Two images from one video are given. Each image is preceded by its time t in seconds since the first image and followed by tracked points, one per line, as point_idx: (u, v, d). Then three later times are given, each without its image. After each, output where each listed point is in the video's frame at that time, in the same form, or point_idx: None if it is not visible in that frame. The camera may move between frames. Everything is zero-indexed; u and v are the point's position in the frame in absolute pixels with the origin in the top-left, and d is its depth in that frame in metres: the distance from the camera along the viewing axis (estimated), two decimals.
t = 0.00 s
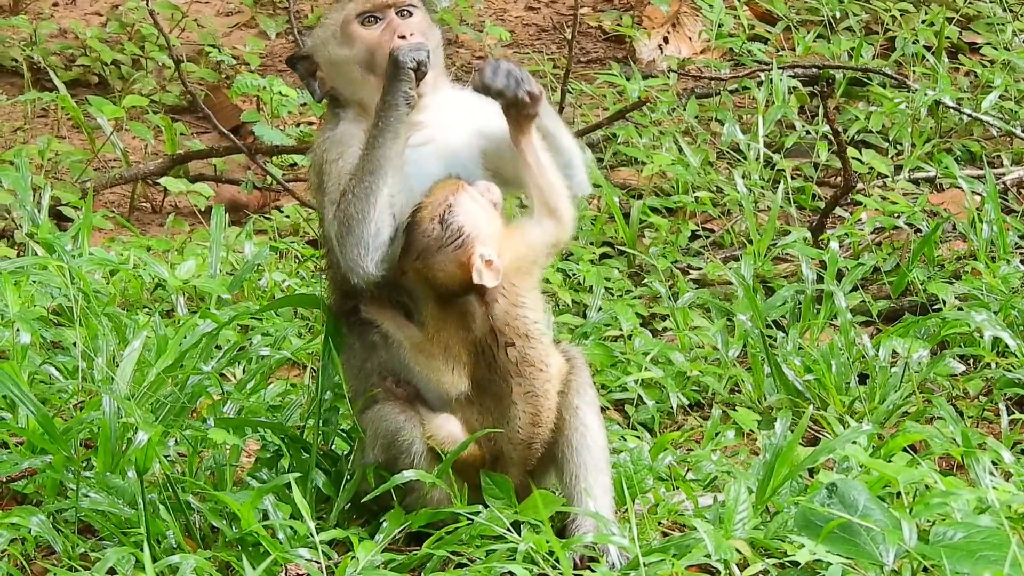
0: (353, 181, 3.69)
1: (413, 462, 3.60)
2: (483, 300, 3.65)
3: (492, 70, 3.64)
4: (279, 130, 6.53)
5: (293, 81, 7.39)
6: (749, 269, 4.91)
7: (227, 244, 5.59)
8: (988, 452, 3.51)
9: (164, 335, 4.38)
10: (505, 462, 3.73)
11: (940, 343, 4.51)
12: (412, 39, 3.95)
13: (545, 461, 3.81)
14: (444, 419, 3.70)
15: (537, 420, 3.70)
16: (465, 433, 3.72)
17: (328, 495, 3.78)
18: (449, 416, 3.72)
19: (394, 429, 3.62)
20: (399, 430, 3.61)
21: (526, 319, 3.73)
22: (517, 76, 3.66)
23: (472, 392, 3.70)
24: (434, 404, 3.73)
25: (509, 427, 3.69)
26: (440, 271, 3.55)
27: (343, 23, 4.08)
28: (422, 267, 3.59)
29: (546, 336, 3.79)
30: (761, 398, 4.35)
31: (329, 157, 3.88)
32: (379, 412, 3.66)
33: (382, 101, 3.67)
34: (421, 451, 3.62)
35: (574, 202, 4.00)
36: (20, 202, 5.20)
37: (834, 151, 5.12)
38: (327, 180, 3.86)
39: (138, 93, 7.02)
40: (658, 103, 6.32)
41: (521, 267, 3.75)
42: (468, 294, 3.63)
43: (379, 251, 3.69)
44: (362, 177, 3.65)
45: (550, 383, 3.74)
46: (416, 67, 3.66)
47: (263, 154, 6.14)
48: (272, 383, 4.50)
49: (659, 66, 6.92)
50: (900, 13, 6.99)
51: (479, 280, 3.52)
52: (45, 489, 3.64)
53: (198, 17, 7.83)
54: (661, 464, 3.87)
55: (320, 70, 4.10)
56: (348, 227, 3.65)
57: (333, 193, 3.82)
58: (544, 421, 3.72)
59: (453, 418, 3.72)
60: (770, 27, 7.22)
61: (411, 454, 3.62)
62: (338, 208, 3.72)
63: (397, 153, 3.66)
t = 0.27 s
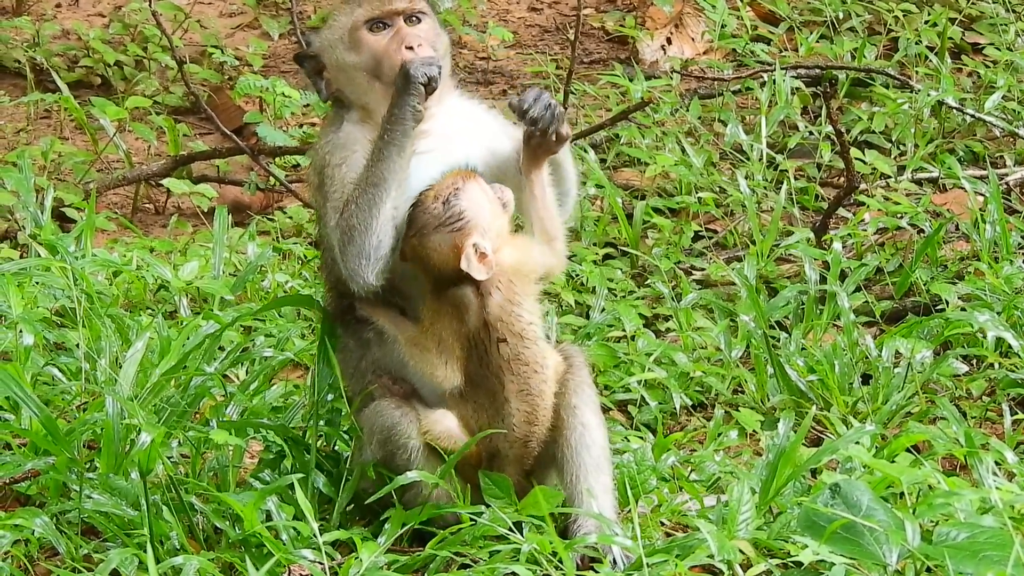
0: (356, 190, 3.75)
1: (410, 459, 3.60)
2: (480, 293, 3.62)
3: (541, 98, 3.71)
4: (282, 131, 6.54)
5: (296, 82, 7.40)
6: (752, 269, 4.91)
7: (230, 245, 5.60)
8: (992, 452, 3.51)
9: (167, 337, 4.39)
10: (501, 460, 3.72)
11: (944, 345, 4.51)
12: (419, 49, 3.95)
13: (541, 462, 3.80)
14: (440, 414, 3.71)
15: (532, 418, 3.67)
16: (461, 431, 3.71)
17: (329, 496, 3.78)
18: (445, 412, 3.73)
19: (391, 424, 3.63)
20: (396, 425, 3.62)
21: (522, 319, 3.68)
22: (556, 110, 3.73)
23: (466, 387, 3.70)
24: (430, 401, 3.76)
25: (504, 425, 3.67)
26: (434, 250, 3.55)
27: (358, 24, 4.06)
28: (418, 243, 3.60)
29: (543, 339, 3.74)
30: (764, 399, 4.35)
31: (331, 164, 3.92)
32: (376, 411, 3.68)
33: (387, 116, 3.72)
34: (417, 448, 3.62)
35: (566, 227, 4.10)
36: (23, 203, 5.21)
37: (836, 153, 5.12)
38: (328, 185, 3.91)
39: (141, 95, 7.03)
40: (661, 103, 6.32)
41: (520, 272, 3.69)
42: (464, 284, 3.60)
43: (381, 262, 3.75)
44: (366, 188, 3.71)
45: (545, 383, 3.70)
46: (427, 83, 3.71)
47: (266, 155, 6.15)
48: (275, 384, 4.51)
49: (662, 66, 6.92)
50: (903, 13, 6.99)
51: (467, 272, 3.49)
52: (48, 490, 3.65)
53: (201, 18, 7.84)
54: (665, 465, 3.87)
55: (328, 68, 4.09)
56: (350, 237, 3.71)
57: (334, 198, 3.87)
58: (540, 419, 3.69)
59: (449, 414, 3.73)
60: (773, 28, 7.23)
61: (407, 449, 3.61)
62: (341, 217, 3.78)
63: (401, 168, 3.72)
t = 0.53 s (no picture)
0: (359, 203, 3.75)
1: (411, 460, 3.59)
2: (483, 291, 3.63)
3: (572, 110, 3.78)
4: (284, 134, 6.55)
5: (299, 84, 7.40)
6: (754, 271, 4.91)
7: (233, 247, 5.60)
8: (995, 455, 3.50)
9: (169, 339, 4.39)
10: (501, 462, 3.73)
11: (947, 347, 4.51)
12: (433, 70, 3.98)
13: (540, 464, 3.80)
14: (439, 414, 3.69)
15: (531, 421, 3.67)
16: (461, 432, 3.70)
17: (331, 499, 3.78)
18: (445, 413, 3.72)
19: (391, 424, 3.60)
20: (396, 425, 3.60)
21: (522, 321, 3.67)
22: (585, 124, 3.80)
23: (463, 387, 3.68)
24: (429, 401, 3.75)
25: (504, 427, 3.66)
26: (442, 235, 3.56)
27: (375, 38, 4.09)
28: (427, 225, 3.61)
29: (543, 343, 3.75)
30: (766, 402, 4.35)
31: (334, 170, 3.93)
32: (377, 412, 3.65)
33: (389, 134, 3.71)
34: (417, 451, 3.61)
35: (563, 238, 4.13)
36: (25, 205, 5.21)
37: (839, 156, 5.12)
38: (331, 191, 3.92)
39: (143, 97, 7.03)
40: (663, 106, 6.32)
41: (524, 274, 3.72)
42: (467, 279, 3.62)
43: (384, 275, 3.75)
44: (369, 203, 3.71)
45: (545, 386, 3.69)
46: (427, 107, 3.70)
47: (268, 157, 6.16)
48: (278, 387, 4.51)
49: (665, 69, 6.93)
50: (906, 16, 6.99)
51: (472, 263, 3.51)
52: (51, 493, 3.65)
53: (204, 20, 7.85)
54: (667, 468, 3.87)
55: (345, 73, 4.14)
56: (353, 248, 3.71)
57: (336, 202, 3.88)
58: (539, 421, 3.69)
59: (448, 414, 3.71)
60: (776, 30, 7.23)
61: (407, 450, 3.60)
62: (343, 226, 3.78)
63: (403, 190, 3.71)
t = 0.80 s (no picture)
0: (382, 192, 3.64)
1: (412, 467, 3.58)
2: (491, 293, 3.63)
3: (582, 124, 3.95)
4: (286, 138, 6.55)
5: (300, 88, 7.41)
6: (756, 276, 4.91)
7: (235, 252, 5.60)
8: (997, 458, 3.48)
9: (170, 344, 4.39)
10: (503, 464, 3.73)
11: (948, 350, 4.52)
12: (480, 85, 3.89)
13: (544, 467, 3.80)
14: (440, 417, 3.67)
15: (535, 422, 3.69)
16: (464, 435, 3.69)
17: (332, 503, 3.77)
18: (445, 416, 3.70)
19: (392, 427, 3.59)
20: (399, 429, 3.58)
21: (527, 325, 3.69)
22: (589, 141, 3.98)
23: (466, 390, 3.68)
24: (429, 405, 3.72)
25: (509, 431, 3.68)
26: (453, 234, 3.61)
27: (398, 35, 3.81)
28: (438, 223, 3.65)
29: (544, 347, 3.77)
30: (768, 406, 4.35)
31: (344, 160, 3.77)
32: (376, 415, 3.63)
33: (432, 132, 3.68)
34: (417, 455, 3.60)
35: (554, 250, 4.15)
36: (27, 210, 5.22)
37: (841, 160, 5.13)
38: (338, 181, 3.76)
39: (145, 102, 7.04)
40: (665, 110, 6.33)
41: (529, 280, 3.76)
42: (473, 281, 3.63)
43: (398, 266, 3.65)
44: (398, 191, 3.60)
45: (548, 388, 3.72)
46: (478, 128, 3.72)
47: (270, 162, 6.16)
48: (279, 391, 4.51)
49: (666, 73, 6.93)
50: (907, 20, 7.00)
51: (485, 262, 3.58)
52: (53, 498, 3.66)
53: (205, 25, 7.86)
54: (669, 472, 3.86)
55: (349, 62, 3.85)
56: (371, 238, 3.61)
57: (344, 193, 3.73)
58: (542, 423, 3.71)
59: (450, 417, 3.69)
60: (777, 34, 7.24)
61: (408, 453, 3.59)
62: (358, 215, 3.65)
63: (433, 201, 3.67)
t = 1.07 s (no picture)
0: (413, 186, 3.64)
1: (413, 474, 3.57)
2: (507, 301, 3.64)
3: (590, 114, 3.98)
4: (284, 143, 6.56)
5: (299, 92, 7.41)
6: (754, 280, 4.91)
7: (233, 256, 5.60)
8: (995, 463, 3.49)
9: (168, 349, 4.39)
10: (505, 472, 3.73)
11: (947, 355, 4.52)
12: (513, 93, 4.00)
13: (544, 478, 3.80)
14: (442, 424, 3.67)
15: (540, 432, 3.68)
16: (466, 442, 3.70)
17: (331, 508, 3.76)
18: (449, 423, 3.70)
19: (395, 433, 3.59)
20: (401, 434, 3.58)
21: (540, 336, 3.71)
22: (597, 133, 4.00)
23: (477, 397, 3.68)
24: (434, 411, 3.72)
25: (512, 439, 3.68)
26: (479, 238, 3.61)
27: (436, 38, 3.93)
28: (462, 227, 3.65)
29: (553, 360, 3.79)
30: (766, 411, 4.34)
31: (371, 154, 3.76)
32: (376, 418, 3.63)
33: (469, 133, 3.73)
34: (418, 463, 3.59)
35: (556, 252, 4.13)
36: (25, 215, 5.21)
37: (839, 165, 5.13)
38: (362, 176, 3.73)
39: (144, 107, 7.04)
40: (663, 115, 6.33)
41: (545, 290, 3.78)
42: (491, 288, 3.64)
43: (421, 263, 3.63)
44: (432, 186, 3.62)
45: (555, 400, 3.71)
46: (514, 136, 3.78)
47: (269, 166, 6.16)
48: (277, 396, 4.51)
49: (665, 78, 6.93)
50: (905, 24, 7.01)
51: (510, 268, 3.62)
52: (51, 503, 3.65)
53: (203, 29, 7.86)
54: (667, 476, 3.86)
55: (388, 57, 3.95)
56: (399, 230, 3.57)
57: (368, 188, 3.70)
58: (547, 433, 3.70)
59: (453, 424, 3.69)
60: (775, 38, 7.25)
61: (410, 459, 3.59)
62: (386, 207, 3.63)
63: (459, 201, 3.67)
